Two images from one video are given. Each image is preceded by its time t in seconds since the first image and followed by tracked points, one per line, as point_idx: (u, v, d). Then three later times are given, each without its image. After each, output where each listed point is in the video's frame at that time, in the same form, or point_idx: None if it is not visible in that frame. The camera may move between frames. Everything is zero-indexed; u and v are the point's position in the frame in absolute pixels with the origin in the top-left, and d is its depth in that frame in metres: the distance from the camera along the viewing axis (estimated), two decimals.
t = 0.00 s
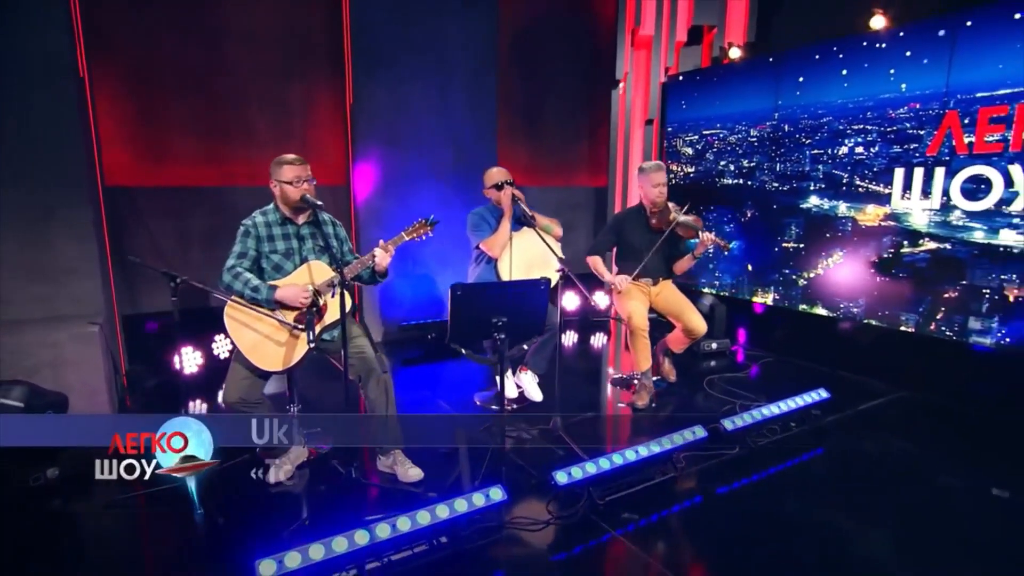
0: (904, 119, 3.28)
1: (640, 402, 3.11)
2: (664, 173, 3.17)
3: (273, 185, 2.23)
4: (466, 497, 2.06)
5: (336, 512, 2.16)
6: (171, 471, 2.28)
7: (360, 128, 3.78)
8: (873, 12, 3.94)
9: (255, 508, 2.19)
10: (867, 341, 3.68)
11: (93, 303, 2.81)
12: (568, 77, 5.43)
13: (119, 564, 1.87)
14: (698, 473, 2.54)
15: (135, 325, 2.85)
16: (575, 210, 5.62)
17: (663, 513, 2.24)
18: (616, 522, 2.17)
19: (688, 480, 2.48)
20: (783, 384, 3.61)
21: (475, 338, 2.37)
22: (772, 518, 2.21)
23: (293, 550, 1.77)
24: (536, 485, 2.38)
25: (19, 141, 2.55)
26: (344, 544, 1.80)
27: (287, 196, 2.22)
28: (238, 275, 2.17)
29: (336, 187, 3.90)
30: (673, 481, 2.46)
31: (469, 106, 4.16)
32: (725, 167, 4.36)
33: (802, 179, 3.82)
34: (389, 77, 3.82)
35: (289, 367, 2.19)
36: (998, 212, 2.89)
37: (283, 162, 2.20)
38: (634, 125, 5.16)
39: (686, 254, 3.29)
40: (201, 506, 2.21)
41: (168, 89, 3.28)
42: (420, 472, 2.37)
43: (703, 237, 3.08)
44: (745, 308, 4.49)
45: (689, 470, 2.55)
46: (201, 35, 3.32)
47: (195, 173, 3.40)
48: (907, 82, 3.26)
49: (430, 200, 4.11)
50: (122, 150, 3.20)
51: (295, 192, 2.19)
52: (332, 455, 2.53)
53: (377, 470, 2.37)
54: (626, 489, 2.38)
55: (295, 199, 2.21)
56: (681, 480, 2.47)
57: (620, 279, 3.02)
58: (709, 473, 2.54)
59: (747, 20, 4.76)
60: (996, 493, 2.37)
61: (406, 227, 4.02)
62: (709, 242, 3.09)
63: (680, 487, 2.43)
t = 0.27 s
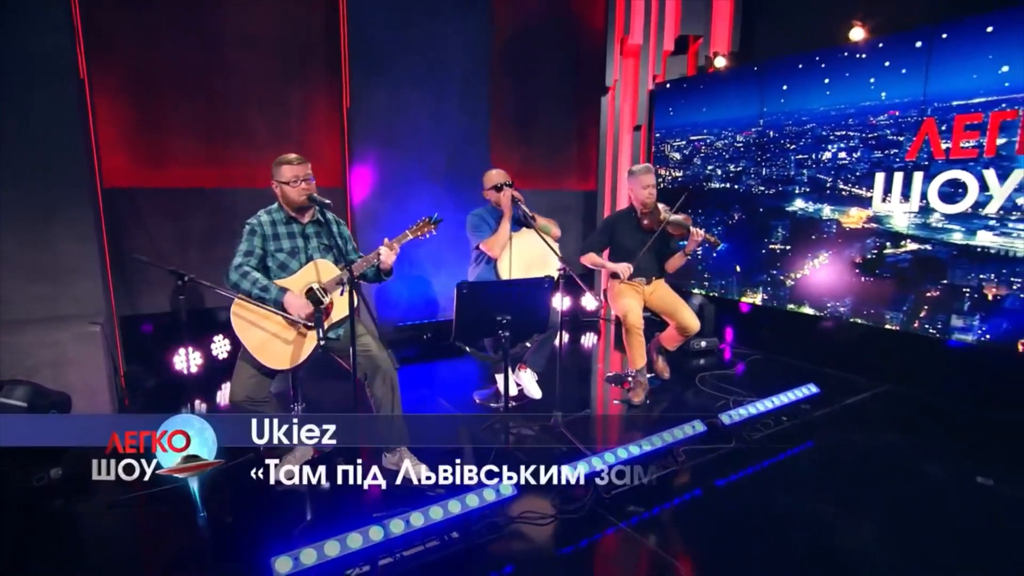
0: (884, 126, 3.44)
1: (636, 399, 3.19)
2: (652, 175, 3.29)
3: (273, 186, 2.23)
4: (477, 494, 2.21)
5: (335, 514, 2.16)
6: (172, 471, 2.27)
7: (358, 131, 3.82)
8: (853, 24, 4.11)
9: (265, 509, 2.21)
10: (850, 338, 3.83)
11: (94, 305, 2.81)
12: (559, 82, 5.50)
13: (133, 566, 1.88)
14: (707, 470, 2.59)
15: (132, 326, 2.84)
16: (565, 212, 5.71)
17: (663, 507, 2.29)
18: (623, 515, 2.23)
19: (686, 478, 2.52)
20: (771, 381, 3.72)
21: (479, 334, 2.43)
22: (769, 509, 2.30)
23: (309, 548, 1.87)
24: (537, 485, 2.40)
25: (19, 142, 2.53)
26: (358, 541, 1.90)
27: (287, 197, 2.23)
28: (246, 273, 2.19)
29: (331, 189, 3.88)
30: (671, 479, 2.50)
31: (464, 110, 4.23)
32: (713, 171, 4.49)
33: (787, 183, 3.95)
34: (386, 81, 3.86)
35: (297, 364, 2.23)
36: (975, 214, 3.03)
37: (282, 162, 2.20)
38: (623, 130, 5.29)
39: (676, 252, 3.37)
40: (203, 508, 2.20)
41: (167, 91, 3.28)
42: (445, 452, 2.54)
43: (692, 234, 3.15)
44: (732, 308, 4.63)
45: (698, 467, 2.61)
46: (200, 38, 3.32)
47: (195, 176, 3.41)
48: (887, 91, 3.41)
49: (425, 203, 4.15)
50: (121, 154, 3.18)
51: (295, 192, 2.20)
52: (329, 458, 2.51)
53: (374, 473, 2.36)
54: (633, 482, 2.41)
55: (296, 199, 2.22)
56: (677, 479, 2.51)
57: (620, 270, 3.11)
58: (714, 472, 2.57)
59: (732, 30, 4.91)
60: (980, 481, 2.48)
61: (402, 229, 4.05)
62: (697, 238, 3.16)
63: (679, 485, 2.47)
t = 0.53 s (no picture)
0: (866, 132, 3.58)
1: (632, 396, 3.28)
2: (640, 177, 3.42)
3: (276, 186, 2.22)
4: (484, 490, 2.30)
5: (337, 514, 2.15)
6: (172, 471, 2.22)
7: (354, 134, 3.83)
8: (834, 34, 4.26)
9: (272, 507, 2.22)
10: (835, 336, 3.96)
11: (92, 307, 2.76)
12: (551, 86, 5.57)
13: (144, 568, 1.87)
14: (713, 470, 2.60)
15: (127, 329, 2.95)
16: (557, 215, 5.79)
17: (662, 502, 2.33)
18: (628, 507, 2.29)
19: (692, 479, 2.52)
20: (760, 378, 3.81)
21: (485, 332, 2.48)
22: (765, 501, 2.38)
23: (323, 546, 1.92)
24: (538, 485, 2.42)
25: (19, 143, 2.51)
26: (371, 537, 1.96)
27: (290, 197, 2.23)
28: (251, 272, 2.20)
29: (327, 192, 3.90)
30: (677, 480, 2.50)
31: (459, 114, 4.28)
32: (701, 175, 4.61)
33: (774, 187, 4.07)
34: (382, 85, 3.89)
35: (303, 362, 2.25)
36: (954, 215, 3.14)
37: (281, 163, 2.18)
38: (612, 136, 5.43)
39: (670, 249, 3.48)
40: (203, 508, 2.20)
41: (168, 94, 3.28)
42: (442, 456, 2.54)
43: (685, 228, 3.31)
44: (719, 307, 4.76)
45: (709, 469, 2.60)
46: (198, 40, 3.32)
47: (193, 178, 3.40)
48: (868, 99, 3.56)
49: (420, 205, 4.18)
50: (120, 157, 3.16)
51: (295, 191, 2.20)
52: (328, 458, 2.50)
53: (374, 473, 2.37)
54: (635, 482, 2.44)
55: (298, 200, 2.21)
56: (683, 480, 2.50)
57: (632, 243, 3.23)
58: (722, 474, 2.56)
59: (718, 39, 5.05)
60: (964, 470, 2.59)
61: (397, 232, 4.08)
62: (690, 233, 3.31)
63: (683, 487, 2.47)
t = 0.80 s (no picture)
0: (845, 138, 3.75)
1: (626, 392, 3.40)
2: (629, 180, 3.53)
3: (286, 186, 2.26)
4: (489, 487, 2.34)
5: (345, 512, 2.17)
6: (172, 472, 2.28)
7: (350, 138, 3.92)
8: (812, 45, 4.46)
9: (280, 505, 2.23)
10: (818, 334, 4.12)
11: (92, 308, 2.84)
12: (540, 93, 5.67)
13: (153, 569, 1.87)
14: (713, 470, 2.62)
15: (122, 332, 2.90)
16: (546, 219, 5.89)
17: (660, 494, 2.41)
18: (630, 499, 2.37)
19: (692, 479, 2.54)
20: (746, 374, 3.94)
21: (488, 329, 2.57)
22: (758, 491, 2.47)
23: (338, 541, 1.98)
24: (538, 485, 2.44)
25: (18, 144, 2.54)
26: (386, 532, 2.01)
27: (299, 197, 2.27)
28: (258, 272, 2.22)
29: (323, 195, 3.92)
30: (677, 480, 2.51)
31: (452, 119, 4.35)
32: (687, 179, 4.75)
33: (758, 191, 4.23)
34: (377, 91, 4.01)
35: (310, 360, 2.28)
36: (929, 217, 3.32)
37: (294, 164, 2.23)
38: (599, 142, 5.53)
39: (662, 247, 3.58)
40: (202, 508, 2.19)
41: (166, 96, 3.27)
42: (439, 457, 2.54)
43: (677, 224, 3.42)
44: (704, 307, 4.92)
45: (708, 469, 2.62)
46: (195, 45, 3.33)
47: (189, 180, 3.39)
48: (846, 106, 3.73)
49: (415, 207, 4.27)
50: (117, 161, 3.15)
51: (305, 192, 2.23)
52: (328, 458, 2.49)
53: (374, 473, 2.38)
54: (635, 481, 2.47)
55: (307, 200, 2.25)
56: (683, 480, 2.52)
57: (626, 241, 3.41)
58: (722, 474, 2.58)
59: (701, 48, 5.22)
60: (944, 457, 2.73)
61: (392, 233, 4.15)
62: (682, 228, 3.42)
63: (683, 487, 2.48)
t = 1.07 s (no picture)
0: (825, 144, 3.92)
1: (620, 388, 3.53)
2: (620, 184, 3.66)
3: (298, 185, 2.33)
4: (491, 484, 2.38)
5: (348, 512, 2.19)
6: (172, 472, 2.24)
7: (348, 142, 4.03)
8: (791, 55, 4.66)
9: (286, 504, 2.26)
10: (800, 331, 4.29)
11: (93, 309, 2.97)
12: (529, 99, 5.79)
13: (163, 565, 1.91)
14: (713, 470, 2.66)
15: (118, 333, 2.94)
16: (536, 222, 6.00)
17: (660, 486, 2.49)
18: (630, 490, 2.46)
19: (692, 479, 2.56)
20: (733, 371, 4.07)
21: (491, 328, 2.65)
22: (750, 481, 2.58)
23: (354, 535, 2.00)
24: (539, 484, 2.47)
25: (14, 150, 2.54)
26: (400, 525, 2.03)
27: (309, 196, 2.33)
28: (266, 271, 2.25)
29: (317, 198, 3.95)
30: (677, 480, 2.55)
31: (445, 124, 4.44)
32: (674, 183, 4.89)
33: (742, 194, 4.39)
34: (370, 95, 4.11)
35: (318, 358, 2.31)
36: (904, 219, 3.50)
37: (308, 164, 2.31)
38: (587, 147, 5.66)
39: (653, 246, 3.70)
40: (203, 508, 2.21)
41: (163, 98, 3.28)
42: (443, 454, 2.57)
43: (667, 223, 3.55)
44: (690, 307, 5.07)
45: (708, 469, 2.66)
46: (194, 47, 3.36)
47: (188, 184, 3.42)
48: (826, 114, 3.90)
49: (410, 211, 4.42)
50: (114, 162, 3.14)
51: (321, 191, 2.31)
52: (331, 458, 2.51)
53: (373, 473, 2.39)
54: (635, 481, 2.49)
55: (318, 200, 2.32)
56: (683, 480, 2.55)
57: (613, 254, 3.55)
58: (721, 474, 2.63)
59: (686, 57, 5.40)
60: (923, 446, 2.88)
61: (388, 234, 4.29)
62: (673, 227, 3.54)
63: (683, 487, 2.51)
